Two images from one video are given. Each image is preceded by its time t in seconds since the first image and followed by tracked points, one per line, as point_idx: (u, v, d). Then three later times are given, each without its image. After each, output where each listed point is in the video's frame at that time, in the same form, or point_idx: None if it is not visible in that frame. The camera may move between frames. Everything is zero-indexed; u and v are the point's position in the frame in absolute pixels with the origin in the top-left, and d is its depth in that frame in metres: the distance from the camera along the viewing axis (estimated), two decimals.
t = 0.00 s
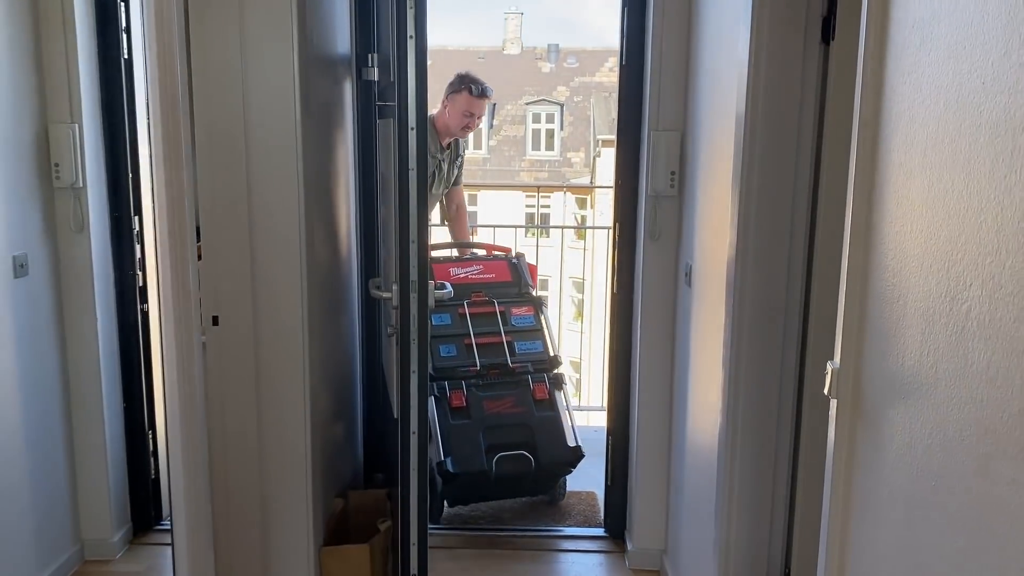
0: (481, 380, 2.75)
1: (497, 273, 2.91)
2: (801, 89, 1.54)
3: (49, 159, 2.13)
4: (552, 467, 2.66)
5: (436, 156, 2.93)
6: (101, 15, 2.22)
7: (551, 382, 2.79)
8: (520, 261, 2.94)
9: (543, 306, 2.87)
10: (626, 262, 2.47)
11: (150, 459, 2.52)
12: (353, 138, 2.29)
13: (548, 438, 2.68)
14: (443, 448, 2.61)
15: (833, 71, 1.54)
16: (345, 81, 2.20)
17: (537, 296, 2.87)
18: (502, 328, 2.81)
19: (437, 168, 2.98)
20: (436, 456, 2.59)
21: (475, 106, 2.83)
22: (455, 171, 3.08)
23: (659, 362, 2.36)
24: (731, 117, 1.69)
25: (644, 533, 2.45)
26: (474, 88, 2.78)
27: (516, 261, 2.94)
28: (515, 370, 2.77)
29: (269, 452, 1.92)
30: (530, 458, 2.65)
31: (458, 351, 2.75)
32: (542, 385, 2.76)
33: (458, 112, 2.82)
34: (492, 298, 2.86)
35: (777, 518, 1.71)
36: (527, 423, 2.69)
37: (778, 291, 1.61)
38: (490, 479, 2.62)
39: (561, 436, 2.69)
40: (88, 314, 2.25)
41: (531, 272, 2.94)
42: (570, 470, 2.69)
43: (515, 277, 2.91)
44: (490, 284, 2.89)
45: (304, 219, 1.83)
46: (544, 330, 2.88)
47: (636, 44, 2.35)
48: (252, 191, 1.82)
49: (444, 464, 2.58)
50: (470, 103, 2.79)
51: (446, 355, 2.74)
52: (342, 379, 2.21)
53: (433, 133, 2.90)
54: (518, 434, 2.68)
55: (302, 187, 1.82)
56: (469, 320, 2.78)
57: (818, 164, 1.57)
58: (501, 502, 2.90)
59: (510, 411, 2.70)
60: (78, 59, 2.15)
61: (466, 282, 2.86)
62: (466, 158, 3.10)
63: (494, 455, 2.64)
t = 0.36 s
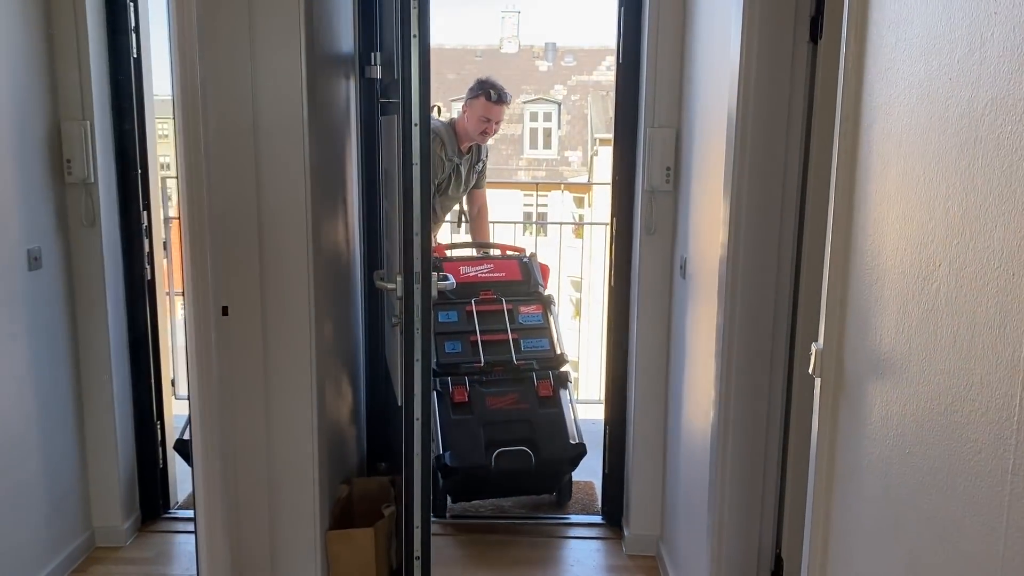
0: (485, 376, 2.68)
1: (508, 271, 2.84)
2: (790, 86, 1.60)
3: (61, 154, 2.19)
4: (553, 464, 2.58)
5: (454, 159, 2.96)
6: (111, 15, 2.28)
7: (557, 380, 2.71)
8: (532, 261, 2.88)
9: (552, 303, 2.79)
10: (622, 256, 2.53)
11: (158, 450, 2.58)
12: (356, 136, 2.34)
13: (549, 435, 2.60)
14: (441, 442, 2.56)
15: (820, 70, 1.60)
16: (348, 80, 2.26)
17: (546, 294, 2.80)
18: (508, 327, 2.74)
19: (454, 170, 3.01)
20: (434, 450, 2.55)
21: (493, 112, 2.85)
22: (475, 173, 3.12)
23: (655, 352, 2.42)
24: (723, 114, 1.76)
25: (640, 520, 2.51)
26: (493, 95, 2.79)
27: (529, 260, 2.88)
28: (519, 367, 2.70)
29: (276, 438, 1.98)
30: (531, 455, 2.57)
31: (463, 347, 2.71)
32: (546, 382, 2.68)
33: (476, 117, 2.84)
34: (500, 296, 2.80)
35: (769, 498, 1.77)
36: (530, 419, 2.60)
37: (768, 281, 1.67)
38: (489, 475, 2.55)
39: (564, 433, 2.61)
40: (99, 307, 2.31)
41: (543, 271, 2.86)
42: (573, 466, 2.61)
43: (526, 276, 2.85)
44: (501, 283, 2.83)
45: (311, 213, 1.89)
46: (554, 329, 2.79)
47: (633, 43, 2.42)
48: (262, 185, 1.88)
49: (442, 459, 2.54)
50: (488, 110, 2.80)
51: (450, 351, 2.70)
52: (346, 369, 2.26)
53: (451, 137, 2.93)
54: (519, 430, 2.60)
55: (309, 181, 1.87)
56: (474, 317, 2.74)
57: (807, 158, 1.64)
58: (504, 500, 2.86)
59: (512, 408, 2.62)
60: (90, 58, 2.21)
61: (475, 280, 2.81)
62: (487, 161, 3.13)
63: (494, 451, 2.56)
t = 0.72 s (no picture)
0: (478, 368, 2.74)
1: (506, 266, 2.88)
2: (764, 85, 1.68)
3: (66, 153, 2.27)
4: (540, 455, 2.65)
5: (454, 155, 3.03)
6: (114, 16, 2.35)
7: (547, 374, 2.76)
8: (531, 256, 2.91)
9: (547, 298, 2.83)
10: (610, 249, 2.61)
11: (160, 438, 2.64)
12: (352, 133, 2.41)
13: (537, 427, 2.67)
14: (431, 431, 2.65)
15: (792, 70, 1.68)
16: (344, 80, 2.33)
17: (542, 289, 2.84)
18: (503, 320, 2.79)
19: (456, 165, 3.08)
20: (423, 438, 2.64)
21: (487, 107, 2.90)
22: (485, 167, 3.19)
23: (641, 342, 2.50)
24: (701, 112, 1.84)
25: (627, 505, 2.59)
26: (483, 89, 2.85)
27: (527, 255, 2.91)
28: (511, 360, 2.75)
29: (274, 425, 2.05)
30: (517, 447, 2.64)
31: (458, 340, 2.76)
32: (537, 376, 2.73)
33: (470, 113, 2.91)
34: (496, 290, 2.84)
35: (745, 480, 1.85)
36: (518, 412, 2.67)
37: (743, 271, 1.75)
38: (476, 465, 2.62)
39: (551, 425, 2.68)
40: (103, 299, 2.38)
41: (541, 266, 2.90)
42: (557, 460, 2.68)
43: (524, 270, 2.88)
44: (499, 277, 2.87)
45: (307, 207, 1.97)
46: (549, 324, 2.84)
47: (619, 43, 2.50)
48: (260, 181, 1.95)
49: (431, 447, 2.63)
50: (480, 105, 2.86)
51: (445, 343, 2.75)
52: (342, 360, 2.34)
53: (451, 133, 3.01)
54: (508, 422, 2.66)
55: (305, 177, 1.95)
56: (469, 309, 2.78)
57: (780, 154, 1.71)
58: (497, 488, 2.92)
59: (501, 400, 2.68)
60: (93, 58, 2.28)
61: (473, 273, 2.85)
62: (497, 156, 3.19)
63: (483, 441, 2.63)
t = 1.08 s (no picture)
0: (475, 359, 2.79)
1: (502, 259, 2.94)
2: (749, 82, 1.74)
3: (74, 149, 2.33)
4: (537, 444, 2.71)
5: (459, 153, 3.08)
6: (119, 16, 2.41)
7: (544, 363, 2.81)
8: (526, 249, 2.99)
9: (543, 290, 2.91)
10: (604, 242, 2.67)
11: (166, 426, 2.70)
12: (352, 129, 2.47)
13: (535, 416, 2.72)
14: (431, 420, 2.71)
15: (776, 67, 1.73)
16: (344, 77, 2.39)
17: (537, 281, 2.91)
18: (500, 312, 2.85)
19: (461, 164, 3.13)
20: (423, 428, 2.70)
21: (495, 112, 2.93)
22: (497, 171, 3.21)
23: (635, 333, 2.56)
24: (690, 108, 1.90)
25: (621, 492, 2.66)
26: (492, 94, 2.88)
27: (522, 249, 2.98)
28: (508, 351, 2.80)
29: (277, 412, 2.12)
30: (515, 435, 2.69)
31: (456, 331, 2.82)
32: (533, 366, 2.78)
33: (479, 115, 2.95)
34: (493, 283, 2.90)
35: (733, 465, 1.91)
36: (516, 401, 2.72)
37: (730, 262, 1.81)
38: (475, 453, 2.68)
39: (548, 414, 2.73)
40: (110, 292, 2.44)
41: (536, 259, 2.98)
42: (554, 447, 2.73)
43: (519, 264, 2.95)
44: (495, 271, 2.94)
45: (309, 201, 2.03)
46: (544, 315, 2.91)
47: (613, 41, 2.55)
48: (263, 175, 2.02)
49: (432, 436, 2.68)
50: (487, 109, 2.89)
51: (443, 335, 2.81)
52: (342, 350, 2.40)
53: (458, 130, 3.06)
54: (506, 411, 2.72)
55: (307, 171, 2.01)
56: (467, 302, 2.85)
57: (765, 149, 1.77)
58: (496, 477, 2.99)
59: (499, 389, 2.73)
60: (100, 56, 2.34)
61: (470, 267, 2.92)
62: (510, 162, 3.20)
63: (481, 430, 2.69)
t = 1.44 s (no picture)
0: (483, 349, 2.87)
1: (504, 253, 3.06)
2: (749, 80, 1.80)
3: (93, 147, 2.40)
4: (548, 429, 2.76)
5: (466, 156, 3.15)
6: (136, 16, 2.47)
7: (551, 352, 2.89)
8: (528, 243, 3.10)
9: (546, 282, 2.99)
10: (607, 236, 2.74)
11: (182, 415, 2.77)
12: (363, 126, 2.54)
13: (545, 401, 2.77)
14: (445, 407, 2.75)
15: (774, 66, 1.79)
16: (355, 76, 2.45)
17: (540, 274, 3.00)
18: (506, 303, 2.94)
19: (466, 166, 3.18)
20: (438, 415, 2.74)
21: (505, 120, 2.98)
22: (501, 177, 3.28)
23: (639, 325, 2.63)
24: (691, 106, 1.96)
25: (625, 479, 2.73)
26: (503, 103, 2.93)
27: (523, 244, 3.09)
28: (516, 340, 2.88)
29: (293, 401, 2.19)
30: (526, 419, 2.74)
31: (465, 322, 2.89)
32: (541, 354, 2.85)
33: (488, 122, 3.00)
34: (498, 276, 2.99)
35: (734, 448, 1.98)
36: (526, 387, 2.78)
37: (730, 254, 1.88)
38: (489, 437, 2.72)
39: (558, 400, 2.78)
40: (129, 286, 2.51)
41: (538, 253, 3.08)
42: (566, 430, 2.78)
43: (521, 258, 3.05)
44: (499, 264, 3.04)
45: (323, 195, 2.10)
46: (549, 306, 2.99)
47: (616, 39, 2.62)
48: (279, 172, 2.08)
49: (447, 422, 2.72)
50: (497, 117, 2.95)
51: (453, 326, 2.88)
52: (354, 341, 2.47)
53: (468, 134, 3.13)
54: (517, 397, 2.77)
55: (321, 167, 2.08)
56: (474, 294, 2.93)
57: (764, 144, 1.83)
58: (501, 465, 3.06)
59: (510, 376, 2.79)
60: (117, 55, 2.41)
61: (476, 260, 3.02)
62: (514, 168, 3.28)
63: (494, 416, 2.74)
